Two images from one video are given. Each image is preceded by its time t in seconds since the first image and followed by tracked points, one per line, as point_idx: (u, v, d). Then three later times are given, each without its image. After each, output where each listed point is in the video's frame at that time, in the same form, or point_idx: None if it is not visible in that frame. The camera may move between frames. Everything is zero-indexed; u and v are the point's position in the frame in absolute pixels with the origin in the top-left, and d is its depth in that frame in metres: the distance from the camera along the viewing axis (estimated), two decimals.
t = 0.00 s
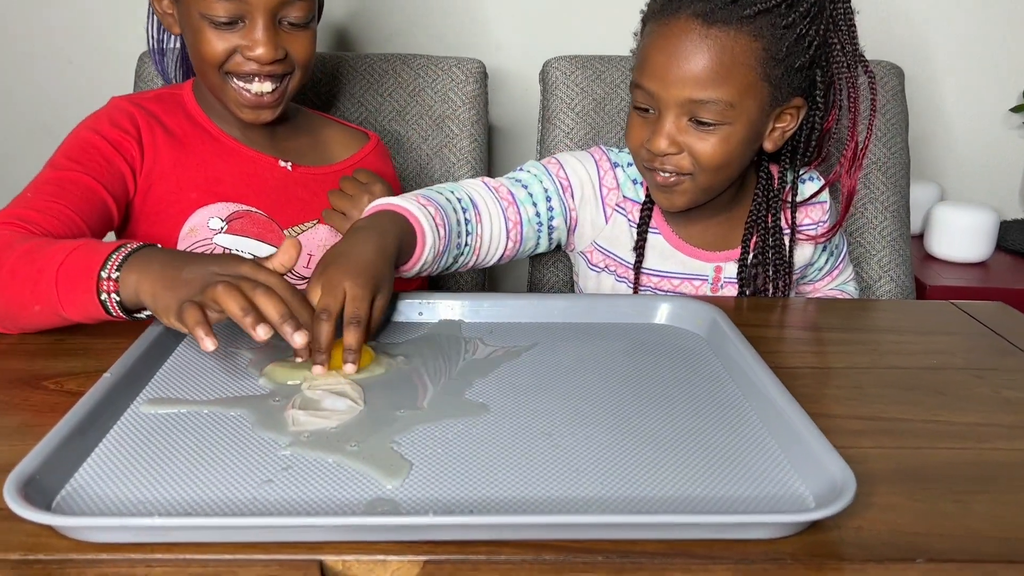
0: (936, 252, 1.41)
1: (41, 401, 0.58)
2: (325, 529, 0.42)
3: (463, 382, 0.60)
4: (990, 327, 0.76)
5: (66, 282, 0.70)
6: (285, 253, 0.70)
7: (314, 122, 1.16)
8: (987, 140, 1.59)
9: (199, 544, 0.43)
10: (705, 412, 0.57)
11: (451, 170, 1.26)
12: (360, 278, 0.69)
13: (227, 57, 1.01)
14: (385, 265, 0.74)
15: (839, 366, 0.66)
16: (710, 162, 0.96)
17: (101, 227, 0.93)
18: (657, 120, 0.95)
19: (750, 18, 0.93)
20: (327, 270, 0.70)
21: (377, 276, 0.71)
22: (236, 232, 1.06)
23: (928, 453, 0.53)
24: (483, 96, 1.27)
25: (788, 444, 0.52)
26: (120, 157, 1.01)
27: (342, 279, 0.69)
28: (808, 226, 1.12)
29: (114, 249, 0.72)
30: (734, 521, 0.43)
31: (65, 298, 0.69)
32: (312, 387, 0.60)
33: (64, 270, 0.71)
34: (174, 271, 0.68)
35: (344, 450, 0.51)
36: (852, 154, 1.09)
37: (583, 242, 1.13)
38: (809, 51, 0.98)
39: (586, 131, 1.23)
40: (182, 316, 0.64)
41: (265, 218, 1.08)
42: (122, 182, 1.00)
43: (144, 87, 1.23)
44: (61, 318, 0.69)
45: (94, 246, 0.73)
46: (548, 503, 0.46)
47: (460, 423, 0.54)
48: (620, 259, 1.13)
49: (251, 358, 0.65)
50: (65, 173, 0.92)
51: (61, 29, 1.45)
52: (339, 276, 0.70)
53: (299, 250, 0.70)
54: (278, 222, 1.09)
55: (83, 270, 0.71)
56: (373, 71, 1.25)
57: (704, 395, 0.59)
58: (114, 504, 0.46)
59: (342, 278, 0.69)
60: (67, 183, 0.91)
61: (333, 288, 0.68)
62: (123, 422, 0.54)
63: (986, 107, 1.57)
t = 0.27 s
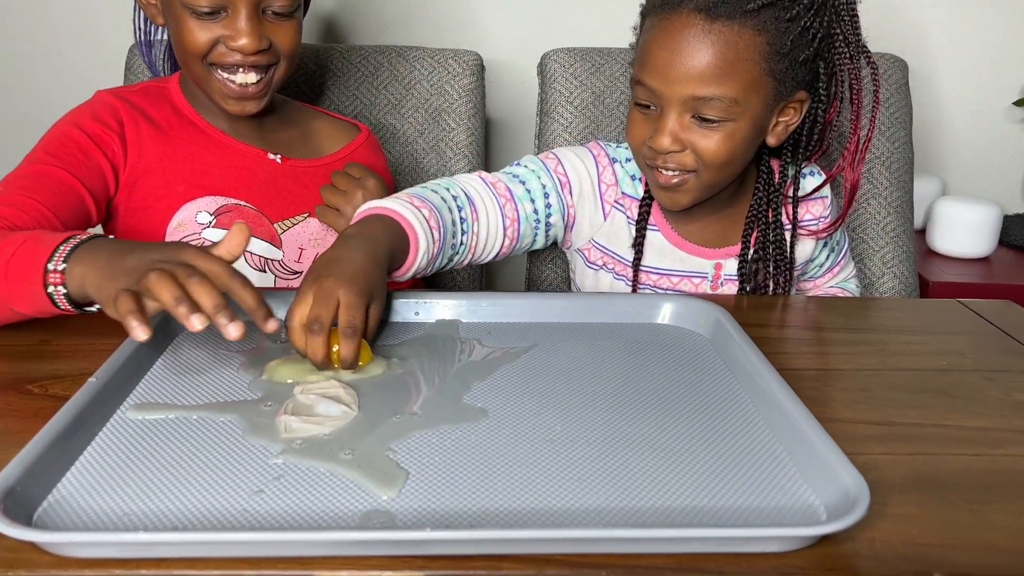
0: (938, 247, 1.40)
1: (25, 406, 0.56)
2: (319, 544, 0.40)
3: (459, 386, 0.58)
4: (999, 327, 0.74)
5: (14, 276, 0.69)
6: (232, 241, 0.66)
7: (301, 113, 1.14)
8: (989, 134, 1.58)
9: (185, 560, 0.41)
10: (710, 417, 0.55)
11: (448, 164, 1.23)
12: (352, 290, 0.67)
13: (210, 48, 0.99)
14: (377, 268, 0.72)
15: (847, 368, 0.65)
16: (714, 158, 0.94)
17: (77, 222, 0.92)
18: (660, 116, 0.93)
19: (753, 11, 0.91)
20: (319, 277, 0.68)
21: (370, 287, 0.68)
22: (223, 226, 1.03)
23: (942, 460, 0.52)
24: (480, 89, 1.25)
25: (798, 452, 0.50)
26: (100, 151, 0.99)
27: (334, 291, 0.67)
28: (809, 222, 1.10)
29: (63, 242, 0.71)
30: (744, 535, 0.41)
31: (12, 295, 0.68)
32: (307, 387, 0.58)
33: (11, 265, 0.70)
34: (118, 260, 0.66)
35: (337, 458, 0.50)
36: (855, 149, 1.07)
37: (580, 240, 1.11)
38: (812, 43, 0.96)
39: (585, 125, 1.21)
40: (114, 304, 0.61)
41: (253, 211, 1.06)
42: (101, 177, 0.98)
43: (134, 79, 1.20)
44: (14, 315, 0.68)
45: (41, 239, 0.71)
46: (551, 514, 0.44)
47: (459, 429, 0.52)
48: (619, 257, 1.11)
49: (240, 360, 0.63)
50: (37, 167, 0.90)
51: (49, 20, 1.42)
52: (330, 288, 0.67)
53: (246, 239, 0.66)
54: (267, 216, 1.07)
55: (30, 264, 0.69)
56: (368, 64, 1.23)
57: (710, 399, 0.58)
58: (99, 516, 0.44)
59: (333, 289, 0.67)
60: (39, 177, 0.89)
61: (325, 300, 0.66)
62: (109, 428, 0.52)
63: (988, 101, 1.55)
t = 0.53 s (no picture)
0: (939, 244, 1.38)
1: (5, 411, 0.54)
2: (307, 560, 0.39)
3: (454, 390, 0.57)
4: (1006, 326, 0.72)
5: None
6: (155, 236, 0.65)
7: (287, 106, 1.12)
8: (991, 129, 1.56)
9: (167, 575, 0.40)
10: (715, 423, 0.53)
11: (443, 159, 1.21)
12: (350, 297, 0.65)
13: (192, 42, 0.97)
14: (375, 268, 0.70)
15: (852, 370, 0.63)
16: (722, 154, 0.92)
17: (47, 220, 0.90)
18: (666, 112, 0.91)
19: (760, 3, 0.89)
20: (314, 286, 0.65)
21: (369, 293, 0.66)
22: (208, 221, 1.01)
23: (952, 466, 0.50)
24: (477, 82, 1.23)
25: (806, 460, 0.49)
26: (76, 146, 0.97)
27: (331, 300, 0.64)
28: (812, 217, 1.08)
29: None
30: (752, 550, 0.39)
31: None
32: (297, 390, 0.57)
33: None
34: (37, 250, 0.67)
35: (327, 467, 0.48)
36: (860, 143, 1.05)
37: (581, 235, 1.09)
38: (819, 33, 0.94)
39: (582, 119, 1.19)
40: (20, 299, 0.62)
41: (239, 206, 1.04)
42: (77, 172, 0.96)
43: (123, 73, 1.18)
44: None
45: None
46: (551, 526, 0.43)
47: (456, 436, 0.50)
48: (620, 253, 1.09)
49: (227, 364, 0.61)
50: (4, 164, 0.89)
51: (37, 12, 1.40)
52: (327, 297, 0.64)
53: (169, 236, 0.65)
54: (254, 210, 1.05)
55: None
56: (362, 57, 1.20)
57: (714, 404, 0.56)
58: (78, 530, 0.42)
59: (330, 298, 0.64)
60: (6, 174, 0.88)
61: (321, 310, 0.63)
62: (94, 435, 0.50)
63: (990, 95, 1.54)
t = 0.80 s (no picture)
0: (936, 243, 1.37)
1: None
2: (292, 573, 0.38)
3: (448, 394, 0.56)
4: (1006, 328, 0.72)
5: None
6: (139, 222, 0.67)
7: (273, 103, 1.11)
8: (988, 127, 1.55)
9: None
10: (712, 428, 0.53)
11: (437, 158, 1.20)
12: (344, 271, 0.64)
13: (176, 40, 0.95)
14: (371, 241, 0.69)
15: (850, 373, 0.62)
16: (727, 150, 0.91)
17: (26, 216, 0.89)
18: (671, 108, 0.90)
19: None
20: (308, 262, 0.65)
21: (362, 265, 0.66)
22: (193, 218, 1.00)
23: (953, 473, 0.49)
24: (471, 80, 1.22)
25: (804, 466, 0.48)
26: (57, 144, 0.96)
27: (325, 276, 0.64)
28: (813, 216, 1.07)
29: None
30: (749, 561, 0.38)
31: None
32: (286, 400, 0.55)
33: None
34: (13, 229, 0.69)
35: (314, 474, 0.47)
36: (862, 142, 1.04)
37: (581, 230, 1.09)
38: (824, 30, 0.94)
39: (577, 117, 1.18)
40: None
41: (225, 203, 1.03)
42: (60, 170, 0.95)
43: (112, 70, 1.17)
44: None
45: None
46: (544, 536, 0.42)
47: (448, 442, 0.49)
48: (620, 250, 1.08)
49: (215, 368, 0.59)
50: None
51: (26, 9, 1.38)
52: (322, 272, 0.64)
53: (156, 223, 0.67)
54: (240, 208, 1.04)
55: None
56: (356, 54, 1.19)
57: (712, 408, 0.55)
58: (59, 540, 0.41)
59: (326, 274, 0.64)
60: None
61: (316, 286, 0.63)
62: (78, 440, 0.49)
63: (987, 94, 1.53)
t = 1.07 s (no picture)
0: (930, 245, 1.38)
1: None
2: None
3: (444, 395, 0.56)
4: (998, 331, 0.72)
5: None
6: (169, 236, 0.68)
7: (272, 106, 1.11)
8: (981, 131, 1.56)
9: None
10: (704, 430, 0.53)
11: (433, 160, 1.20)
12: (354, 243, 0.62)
13: (178, 40, 0.95)
14: (380, 213, 0.67)
15: (843, 375, 0.62)
16: (729, 148, 0.92)
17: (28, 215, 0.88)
18: (673, 105, 0.90)
19: None
20: (316, 237, 0.62)
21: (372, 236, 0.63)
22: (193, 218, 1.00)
23: (945, 474, 0.50)
24: (467, 82, 1.22)
25: (796, 468, 0.48)
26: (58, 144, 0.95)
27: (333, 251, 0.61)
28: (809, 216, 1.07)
29: None
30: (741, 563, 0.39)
31: None
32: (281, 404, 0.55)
33: None
34: (46, 220, 0.69)
35: (310, 476, 0.47)
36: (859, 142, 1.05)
37: (581, 227, 1.09)
38: (825, 30, 0.94)
39: (573, 119, 1.18)
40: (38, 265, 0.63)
41: (224, 203, 1.03)
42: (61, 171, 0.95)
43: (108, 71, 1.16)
44: None
45: None
46: (537, 539, 0.42)
47: (442, 444, 0.49)
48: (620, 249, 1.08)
49: (211, 369, 0.60)
50: None
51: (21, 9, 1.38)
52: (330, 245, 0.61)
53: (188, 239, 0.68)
54: (239, 208, 1.04)
55: None
56: (353, 56, 1.19)
57: (705, 411, 0.55)
58: (53, 542, 0.41)
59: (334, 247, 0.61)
60: None
61: (327, 264, 0.61)
62: (73, 442, 0.49)
63: (981, 97, 1.54)
